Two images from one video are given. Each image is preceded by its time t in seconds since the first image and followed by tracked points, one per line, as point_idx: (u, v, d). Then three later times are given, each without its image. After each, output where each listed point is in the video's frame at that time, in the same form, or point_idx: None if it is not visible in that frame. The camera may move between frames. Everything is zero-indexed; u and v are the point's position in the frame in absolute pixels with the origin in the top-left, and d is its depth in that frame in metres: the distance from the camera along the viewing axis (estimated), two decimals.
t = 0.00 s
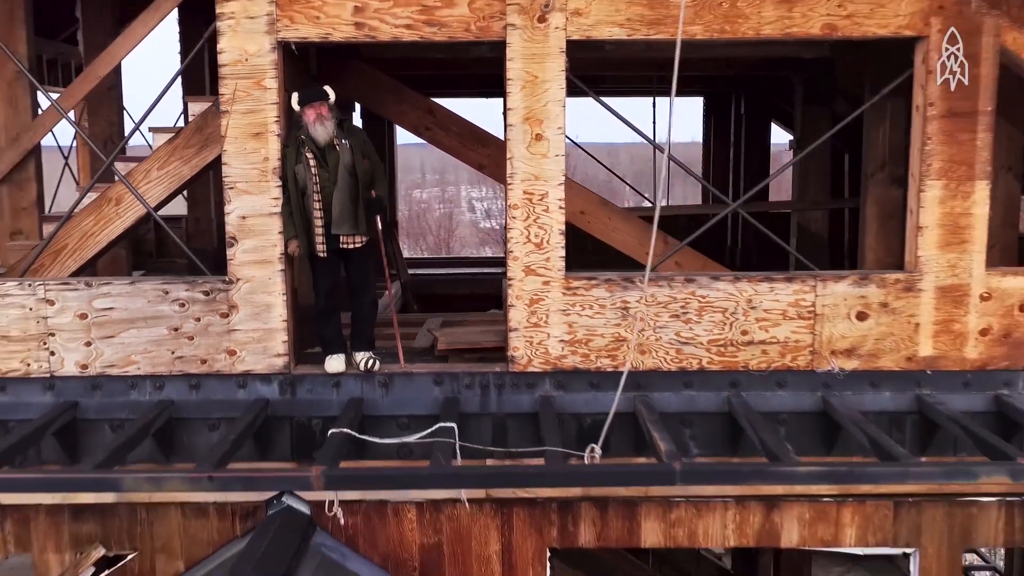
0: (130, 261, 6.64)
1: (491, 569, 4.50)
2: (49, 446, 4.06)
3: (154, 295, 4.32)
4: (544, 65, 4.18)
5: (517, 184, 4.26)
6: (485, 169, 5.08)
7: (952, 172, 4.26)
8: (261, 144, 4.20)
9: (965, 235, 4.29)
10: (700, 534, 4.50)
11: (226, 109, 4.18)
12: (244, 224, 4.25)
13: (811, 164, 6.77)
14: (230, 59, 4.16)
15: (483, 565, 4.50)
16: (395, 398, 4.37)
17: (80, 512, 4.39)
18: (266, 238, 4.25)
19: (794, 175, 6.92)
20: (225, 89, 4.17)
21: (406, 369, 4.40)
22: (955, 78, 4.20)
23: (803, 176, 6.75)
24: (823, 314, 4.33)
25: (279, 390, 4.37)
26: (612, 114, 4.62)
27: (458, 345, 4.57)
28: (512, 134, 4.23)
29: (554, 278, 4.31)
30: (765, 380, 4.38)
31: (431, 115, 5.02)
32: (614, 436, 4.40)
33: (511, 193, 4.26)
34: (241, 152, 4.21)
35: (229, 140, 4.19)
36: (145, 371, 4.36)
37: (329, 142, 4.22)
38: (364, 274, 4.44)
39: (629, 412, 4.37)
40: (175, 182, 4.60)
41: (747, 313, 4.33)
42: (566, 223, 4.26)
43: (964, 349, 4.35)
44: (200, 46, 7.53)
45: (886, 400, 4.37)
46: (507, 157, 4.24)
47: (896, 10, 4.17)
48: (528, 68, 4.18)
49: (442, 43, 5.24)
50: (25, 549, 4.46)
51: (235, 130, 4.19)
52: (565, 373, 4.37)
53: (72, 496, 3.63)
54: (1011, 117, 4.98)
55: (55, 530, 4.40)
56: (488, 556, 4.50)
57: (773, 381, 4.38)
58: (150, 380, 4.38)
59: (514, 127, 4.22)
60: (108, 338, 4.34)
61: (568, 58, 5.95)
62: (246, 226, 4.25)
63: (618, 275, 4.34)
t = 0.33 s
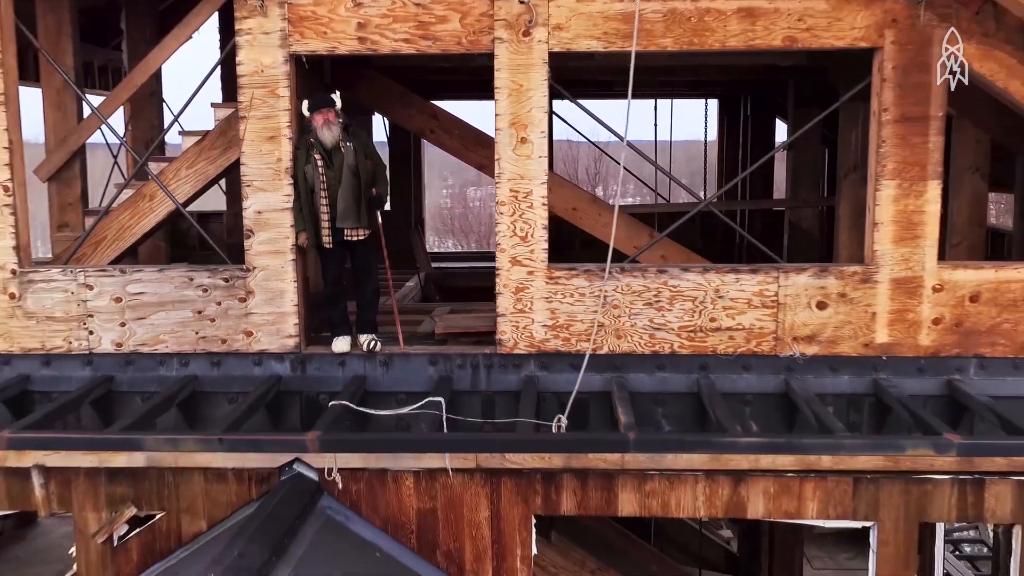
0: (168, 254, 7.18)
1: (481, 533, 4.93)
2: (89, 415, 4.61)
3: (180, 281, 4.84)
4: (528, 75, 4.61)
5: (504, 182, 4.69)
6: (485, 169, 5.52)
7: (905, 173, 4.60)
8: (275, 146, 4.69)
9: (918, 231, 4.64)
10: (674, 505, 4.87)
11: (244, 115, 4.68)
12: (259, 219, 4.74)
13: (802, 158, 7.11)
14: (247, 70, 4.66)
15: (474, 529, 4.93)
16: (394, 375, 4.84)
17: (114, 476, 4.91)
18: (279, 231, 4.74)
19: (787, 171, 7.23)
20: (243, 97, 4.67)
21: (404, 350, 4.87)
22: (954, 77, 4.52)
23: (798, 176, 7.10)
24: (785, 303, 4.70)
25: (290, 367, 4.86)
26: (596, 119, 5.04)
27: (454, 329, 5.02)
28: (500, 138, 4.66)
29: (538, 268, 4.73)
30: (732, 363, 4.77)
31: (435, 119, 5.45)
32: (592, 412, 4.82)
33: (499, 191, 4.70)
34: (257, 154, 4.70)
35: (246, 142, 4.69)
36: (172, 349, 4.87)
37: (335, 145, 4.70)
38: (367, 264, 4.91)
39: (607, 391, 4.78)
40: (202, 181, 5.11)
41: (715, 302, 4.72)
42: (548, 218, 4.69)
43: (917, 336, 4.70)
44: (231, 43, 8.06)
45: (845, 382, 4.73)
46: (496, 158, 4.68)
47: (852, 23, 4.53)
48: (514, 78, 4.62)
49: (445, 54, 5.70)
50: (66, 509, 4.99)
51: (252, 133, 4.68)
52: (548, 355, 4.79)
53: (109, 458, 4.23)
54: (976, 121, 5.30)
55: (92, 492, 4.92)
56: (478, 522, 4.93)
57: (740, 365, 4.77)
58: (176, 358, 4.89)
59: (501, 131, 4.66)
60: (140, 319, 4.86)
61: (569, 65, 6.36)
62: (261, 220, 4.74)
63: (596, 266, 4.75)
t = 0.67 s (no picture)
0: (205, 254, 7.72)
1: (478, 513, 5.37)
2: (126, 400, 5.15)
3: (208, 280, 5.36)
4: (521, 94, 5.06)
5: (499, 192, 5.14)
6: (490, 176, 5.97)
7: (869, 184, 4.97)
8: (293, 159, 5.18)
9: (882, 239, 4.99)
10: (655, 490, 5.28)
11: (266, 131, 5.18)
12: (278, 224, 5.24)
13: (800, 166, 7.46)
14: (269, 90, 5.16)
15: (472, 509, 5.38)
16: (399, 367, 5.31)
17: (149, 455, 5.44)
18: (296, 235, 5.24)
19: (786, 178, 7.59)
20: (264, 115, 5.18)
21: (409, 344, 5.33)
22: (955, 76, 4.86)
23: (796, 183, 7.44)
24: (758, 304, 5.09)
25: (306, 359, 5.35)
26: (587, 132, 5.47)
27: (455, 326, 5.49)
28: (495, 152, 5.12)
29: (530, 271, 5.16)
30: (709, 360, 5.16)
31: (443, 132, 5.94)
32: (580, 403, 5.25)
33: (494, 200, 5.15)
34: (276, 165, 5.20)
35: (267, 155, 5.20)
36: (201, 341, 5.40)
37: (345, 157, 5.18)
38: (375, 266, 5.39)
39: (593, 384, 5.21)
40: (231, 189, 5.61)
41: (692, 303, 5.12)
42: (540, 225, 5.12)
43: (881, 336, 5.05)
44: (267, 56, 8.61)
45: (812, 378, 5.10)
46: (491, 170, 5.13)
47: (819, 46, 4.91)
48: (509, 97, 5.07)
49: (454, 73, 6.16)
50: (106, 485, 5.53)
51: (272, 147, 5.19)
52: (539, 350, 5.23)
53: (144, 440, 4.78)
54: (948, 135, 5.63)
55: (130, 470, 5.45)
56: (476, 502, 5.38)
57: (716, 361, 5.16)
58: (205, 349, 5.42)
59: (496, 146, 5.11)
60: (173, 314, 5.39)
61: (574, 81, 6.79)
62: (280, 226, 5.24)
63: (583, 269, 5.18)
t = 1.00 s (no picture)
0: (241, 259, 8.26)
1: (481, 502, 5.82)
2: (164, 394, 5.72)
3: (236, 286, 5.87)
4: (521, 116, 5.50)
5: (500, 207, 5.58)
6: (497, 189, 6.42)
7: (843, 201, 5.34)
8: (313, 175, 5.68)
9: (855, 252, 5.36)
10: (644, 483, 5.69)
11: (289, 150, 5.68)
12: (300, 235, 5.73)
13: (802, 179, 7.81)
14: (291, 113, 5.66)
15: (475, 498, 5.83)
16: (410, 367, 5.79)
17: (183, 445, 5.98)
18: (315, 245, 5.73)
19: (789, 190, 7.94)
20: (287, 135, 5.68)
21: (418, 346, 5.81)
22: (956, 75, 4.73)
23: (797, 195, 7.79)
24: (739, 312, 5.48)
25: (325, 358, 5.84)
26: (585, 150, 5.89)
27: (462, 329, 5.95)
28: (497, 170, 5.57)
29: (528, 279, 5.60)
30: (694, 363, 5.56)
31: (456, 148, 6.41)
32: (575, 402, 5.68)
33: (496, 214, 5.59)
34: (298, 181, 5.70)
35: (290, 171, 5.69)
36: (231, 341, 5.91)
37: (360, 174, 5.67)
38: (389, 274, 5.88)
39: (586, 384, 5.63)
40: (259, 201, 6.12)
41: (678, 310, 5.53)
42: (538, 237, 5.56)
43: (855, 343, 5.41)
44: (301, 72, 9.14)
45: (791, 380, 5.48)
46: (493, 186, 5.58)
47: (796, 72, 5.28)
48: (509, 119, 5.51)
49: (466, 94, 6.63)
50: (146, 471, 6.08)
51: (294, 164, 5.68)
52: (537, 352, 5.66)
53: (178, 430, 5.34)
54: (927, 153, 5.97)
55: (166, 457, 5.99)
56: (480, 492, 5.83)
57: (701, 364, 5.56)
58: (233, 348, 5.93)
59: (498, 165, 5.56)
60: (205, 316, 5.92)
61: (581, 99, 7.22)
62: (301, 236, 5.73)
63: (578, 278, 5.60)
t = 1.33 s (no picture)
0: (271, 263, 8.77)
1: (484, 493, 6.28)
2: (194, 389, 6.24)
3: (260, 290, 6.37)
4: (521, 135, 5.93)
5: (502, 219, 6.02)
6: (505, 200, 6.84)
7: (821, 216, 5.70)
8: (330, 189, 6.15)
9: (832, 263, 5.71)
10: (635, 478, 6.09)
11: (309, 166, 6.16)
12: (318, 245, 6.21)
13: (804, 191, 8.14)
14: (311, 132, 6.14)
15: (478, 489, 6.29)
16: (419, 366, 6.25)
17: (212, 437, 6.49)
18: (332, 253, 6.20)
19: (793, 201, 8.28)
20: (308, 153, 6.16)
21: (427, 348, 6.27)
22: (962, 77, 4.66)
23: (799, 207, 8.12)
24: (724, 319, 5.86)
25: (341, 358, 6.32)
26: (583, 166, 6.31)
27: (468, 332, 6.40)
28: (498, 186, 6.00)
29: (528, 286, 6.03)
30: (682, 366, 5.96)
31: (467, 164, 6.87)
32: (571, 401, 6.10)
33: (497, 226, 6.02)
34: (316, 195, 6.18)
35: (310, 185, 6.17)
36: (255, 342, 6.41)
37: (374, 188, 6.18)
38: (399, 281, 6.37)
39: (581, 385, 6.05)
40: (283, 212, 6.60)
41: (667, 316, 5.92)
42: (536, 247, 5.98)
43: (832, 348, 5.77)
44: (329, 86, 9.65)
45: (772, 383, 5.84)
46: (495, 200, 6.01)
47: (776, 96, 5.66)
48: (510, 138, 5.94)
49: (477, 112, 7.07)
50: (178, 460, 6.60)
51: (313, 179, 6.17)
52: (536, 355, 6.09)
53: (207, 422, 5.86)
54: (909, 169, 6.29)
55: (196, 448, 6.51)
56: (483, 484, 6.29)
57: (688, 367, 5.95)
58: (258, 348, 6.43)
59: (500, 180, 5.99)
60: (232, 318, 6.43)
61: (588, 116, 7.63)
62: (320, 245, 6.21)
63: (574, 286, 6.02)
